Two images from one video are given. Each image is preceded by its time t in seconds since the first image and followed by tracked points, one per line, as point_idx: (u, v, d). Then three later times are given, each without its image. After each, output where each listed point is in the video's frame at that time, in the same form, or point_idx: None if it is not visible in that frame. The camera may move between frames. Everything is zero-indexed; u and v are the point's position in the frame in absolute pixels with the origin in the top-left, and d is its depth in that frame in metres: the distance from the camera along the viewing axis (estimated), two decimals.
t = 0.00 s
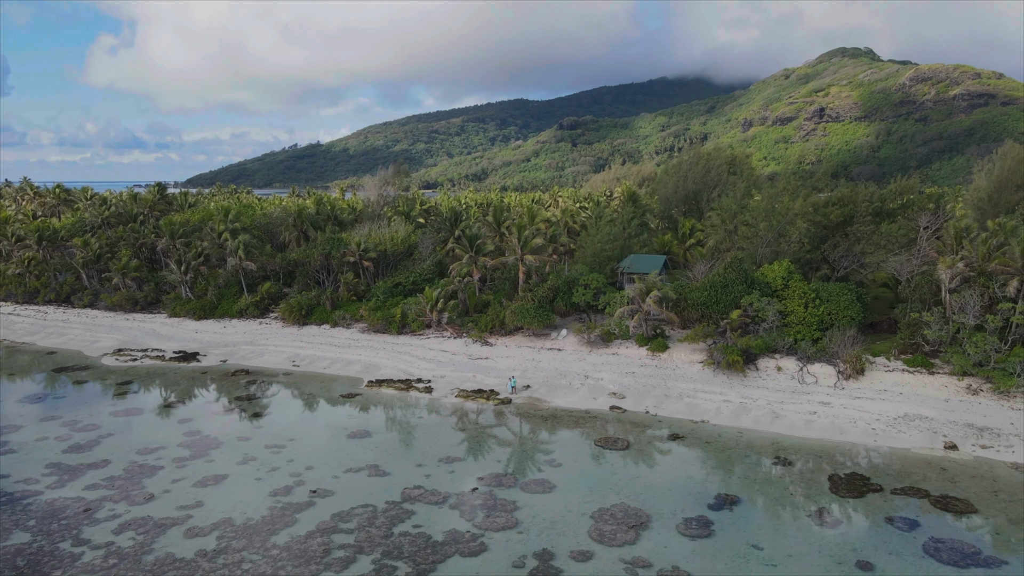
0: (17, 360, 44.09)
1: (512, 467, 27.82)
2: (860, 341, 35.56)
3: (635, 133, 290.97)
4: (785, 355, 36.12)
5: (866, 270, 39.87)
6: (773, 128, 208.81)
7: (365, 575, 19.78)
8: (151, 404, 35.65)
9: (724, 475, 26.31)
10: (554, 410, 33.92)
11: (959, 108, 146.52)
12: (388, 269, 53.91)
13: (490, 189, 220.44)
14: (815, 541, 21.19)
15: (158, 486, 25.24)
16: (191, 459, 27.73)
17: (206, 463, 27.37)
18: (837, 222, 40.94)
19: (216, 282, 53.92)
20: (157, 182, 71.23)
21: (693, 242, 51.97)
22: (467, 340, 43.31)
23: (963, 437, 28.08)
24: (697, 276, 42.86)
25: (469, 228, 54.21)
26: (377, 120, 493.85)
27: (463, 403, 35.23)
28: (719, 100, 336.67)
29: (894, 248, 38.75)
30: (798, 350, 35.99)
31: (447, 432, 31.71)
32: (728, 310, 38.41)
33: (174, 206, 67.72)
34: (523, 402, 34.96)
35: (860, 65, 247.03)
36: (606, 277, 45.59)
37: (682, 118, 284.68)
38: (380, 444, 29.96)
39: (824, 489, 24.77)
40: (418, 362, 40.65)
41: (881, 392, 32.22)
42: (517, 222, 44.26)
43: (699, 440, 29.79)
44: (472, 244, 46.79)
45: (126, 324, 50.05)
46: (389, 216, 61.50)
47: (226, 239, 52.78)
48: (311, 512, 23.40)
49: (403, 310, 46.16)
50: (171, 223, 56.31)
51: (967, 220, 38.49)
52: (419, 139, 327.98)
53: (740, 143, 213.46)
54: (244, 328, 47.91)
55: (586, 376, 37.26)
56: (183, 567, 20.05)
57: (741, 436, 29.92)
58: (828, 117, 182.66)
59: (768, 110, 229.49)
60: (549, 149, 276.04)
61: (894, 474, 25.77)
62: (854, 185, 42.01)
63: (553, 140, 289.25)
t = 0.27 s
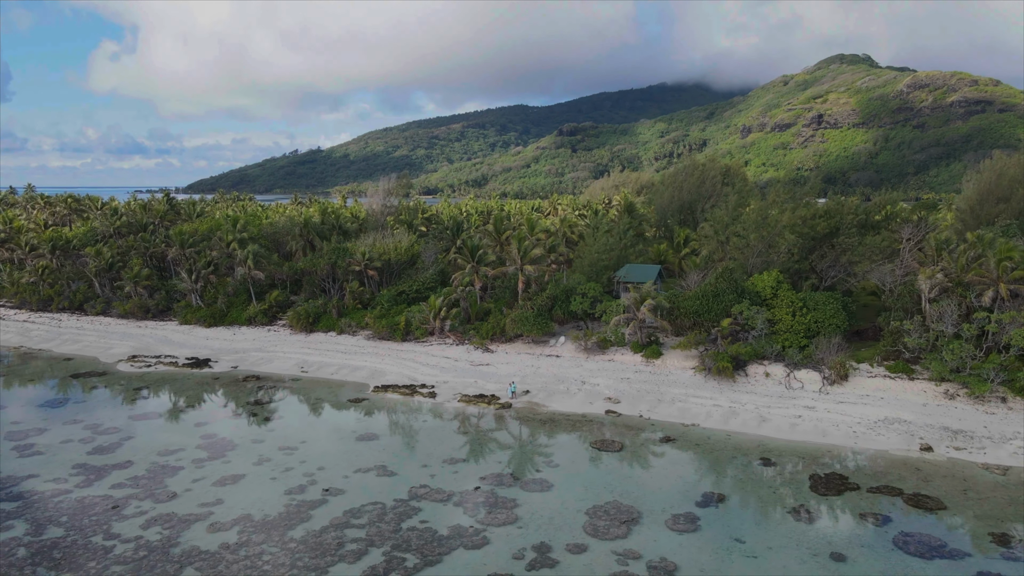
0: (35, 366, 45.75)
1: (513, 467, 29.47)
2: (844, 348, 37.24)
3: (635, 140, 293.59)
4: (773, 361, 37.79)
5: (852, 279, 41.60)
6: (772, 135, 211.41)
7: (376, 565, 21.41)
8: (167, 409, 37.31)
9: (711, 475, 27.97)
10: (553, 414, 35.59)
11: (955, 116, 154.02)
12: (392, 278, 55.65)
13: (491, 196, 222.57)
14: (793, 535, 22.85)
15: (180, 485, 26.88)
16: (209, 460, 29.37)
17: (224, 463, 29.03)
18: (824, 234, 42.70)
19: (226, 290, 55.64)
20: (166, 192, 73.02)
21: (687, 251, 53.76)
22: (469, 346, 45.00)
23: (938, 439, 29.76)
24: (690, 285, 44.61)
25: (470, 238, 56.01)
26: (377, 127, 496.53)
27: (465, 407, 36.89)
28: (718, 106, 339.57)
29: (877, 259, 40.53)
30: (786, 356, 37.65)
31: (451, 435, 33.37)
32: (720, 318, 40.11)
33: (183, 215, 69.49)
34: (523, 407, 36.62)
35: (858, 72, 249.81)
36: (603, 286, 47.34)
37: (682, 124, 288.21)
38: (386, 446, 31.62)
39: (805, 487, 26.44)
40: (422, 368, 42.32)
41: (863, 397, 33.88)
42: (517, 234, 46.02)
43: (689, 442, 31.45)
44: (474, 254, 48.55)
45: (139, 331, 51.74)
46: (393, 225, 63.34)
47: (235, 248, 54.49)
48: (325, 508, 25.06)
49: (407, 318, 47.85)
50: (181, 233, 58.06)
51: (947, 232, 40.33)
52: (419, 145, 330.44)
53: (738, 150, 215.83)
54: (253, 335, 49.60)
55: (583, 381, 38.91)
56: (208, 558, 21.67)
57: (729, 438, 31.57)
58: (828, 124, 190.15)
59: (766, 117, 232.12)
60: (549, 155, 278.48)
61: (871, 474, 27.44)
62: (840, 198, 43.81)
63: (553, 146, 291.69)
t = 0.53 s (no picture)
0: (52, 366, 47.44)
1: (512, 463, 31.15)
2: (830, 349, 38.89)
3: (635, 140, 295.31)
4: (762, 361, 39.43)
5: (839, 283, 43.23)
6: (771, 136, 213.12)
7: (385, 552, 23.08)
8: (181, 408, 38.97)
9: (699, 470, 29.65)
10: (550, 412, 37.28)
11: (954, 116, 156.48)
12: (395, 280, 57.28)
13: (491, 196, 224.21)
14: (772, 524, 24.55)
15: (199, 479, 28.56)
16: (225, 456, 31.05)
17: (239, 459, 30.70)
18: (811, 239, 44.38)
19: (233, 292, 57.30)
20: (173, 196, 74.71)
21: (682, 255, 55.45)
22: (469, 348, 46.62)
23: (914, 435, 31.44)
24: (683, 288, 46.28)
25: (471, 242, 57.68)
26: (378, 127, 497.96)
27: (467, 406, 38.58)
28: (717, 106, 341.02)
29: (862, 264, 42.21)
30: (774, 357, 39.27)
31: (453, 433, 35.04)
32: (711, 320, 41.77)
33: (190, 219, 71.16)
34: (522, 405, 38.31)
35: (857, 72, 251.39)
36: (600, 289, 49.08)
37: (682, 125, 290.22)
38: (392, 443, 33.31)
39: (786, 481, 28.13)
40: (425, 369, 43.98)
41: (846, 396, 35.55)
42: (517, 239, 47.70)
43: (679, 439, 33.12)
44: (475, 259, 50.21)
45: (150, 333, 53.43)
46: (395, 229, 65.01)
47: (242, 252, 56.15)
48: (335, 500, 26.76)
49: (410, 320, 49.53)
50: (190, 237, 59.72)
51: (929, 237, 41.99)
52: (420, 145, 332.14)
53: (737, 150, 217.40)
54: (262, 336, 51.30)
55: (579, 381, 40.58)
56: (229, 545, 23.35)
57: (717, 435, 33.25)
58: (826, 125, 192.73)
59: (765, 117, 233.85)
60: (549, 156, 280.08)
61: (849, 468, 29.12)
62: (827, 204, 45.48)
63: (553, 146, 293.35)
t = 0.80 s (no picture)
0: (67, 364, 49.11)
1: (510, 456, 32.87)
2: (815, 348, 40.57)
3: (634, 138, 296.59)
4: (750, 360, 41.12)
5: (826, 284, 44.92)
6: (770, 133, 214.51)
7: (392, 537, 24.79)
8: (194, 405, 40.68)
9: (688, 463, 31.38)
10: (548, 408, 39.00)
11: (951, 115, 157.68)
12: (397, 281, 58.91)
13: (492, 194, 225.67)
14: (753, 512, 26.28)
15: (215, 470, 30.27)
16: (239, 450, 32.75)
17: (252, 452, 32.41)
18: (800, 242, 46.04)
19: (241, 292, 58.96)
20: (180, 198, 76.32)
21: (677, 256, 57.12)
22: (470, 346, 48.27)
23: (892, 430, 33.15)
24: (677, 289, 47.95)
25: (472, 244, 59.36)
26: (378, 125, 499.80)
27: (467, 402, 40.31)
28: (717, 104, 342.49)
29: (848, 266, 43.90)
30: (762, 356, 40.93)
31: (455, 428, 36.77)
32: (702, 320, 43.44)
33: (197, 220, 72.77)
34: (520, 402, 40.04)
35: (857, 70, 252.65)
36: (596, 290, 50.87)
37: (681, 123, 291.50)
38: (397, 437, 35.03)
39: (769, 473, 29.86)
40: (428, 367, 45.70)
41: (829, 392, 37.25)
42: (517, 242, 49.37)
43: (670, 434, 34.85)
44: (476, 260, 51.88)
45: (161, 331, 55.11)
46: (398, 231, 66.72)
47: (249, 253, 57.78)
48: (345, 490, 28.48)
49: (413, 319, 51.22)
50: (198, 238, 61.34)
51: (912, 240, 43.78)
52: (420, 143, 333.45)
53: (735, 149, 218.88)
54: (269, 335, 53.00)
55: (576, 378, 42.31)
56: (246, 531, 25.02)
57: (706, 430, 34.99)
58: (827, 123, 191.60)
59: (764, 116, 235.12)
60: (549, 153, 281.35)
61: (829, 461, 30.84)
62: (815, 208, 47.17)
63: (553, 144, 294.60)
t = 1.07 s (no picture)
0: (82, 362, 50.84)
1: (509, 449, 34.56)
2: (803, 347, 42.23)
3: (634, 136, 297.88)
4: (740, 358, 42.79)
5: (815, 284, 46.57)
6: (769, 132, 215.89)
7: (399, 525, 26.48)
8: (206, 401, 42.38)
9: (678, 456, 33.07)
10: (546, 404, 40.68)
11: (948, 114, 158.90)
12: (400, 281, 60.56)
13: (492, 192, 227.30)
14: (738, 502, 27.97)
15: (230, 463, 31.98)
16: (251, 444, 34.45)
17: (264, 446, 34.11)
18: (789, 244, 47.69)
19: (248, 292, 60.62)
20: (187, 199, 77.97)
21: (672, 256, 58.75)
22: (471, 345, 49.92)
23: (873, 425, 34.83)
24: (671, 289, 49.61)
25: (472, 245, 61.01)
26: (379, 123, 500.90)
27: (469, 399, 42.00)
28: (717, 102, 343.76)
29: (836, 267, 45.55)
30: (752, 354, 42.60)
31: (457, 423, 38.46)
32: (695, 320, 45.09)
33: (204, 220, 74.40)
34: (520, 398, 41.72)
35: (856, 67, 253.86)
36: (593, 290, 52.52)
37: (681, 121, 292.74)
38: (402, 432, 36.72)
39: (754, 465, 31.55)
40: (430, 364, 47.38)
41: (815, 389, 38.92)
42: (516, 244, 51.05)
43: (662, 429, 36.53)
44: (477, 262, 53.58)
45: (171, 330, 56.81)
46: (400, 232, 68.36)
47: (256, 254, 59.44)
48: (353, 481, 30.17)
49: (416, 319, 52.90)
50: (206, 239, 62.98)
51: (897, 243, 45.43)
52: (421, 141, 334.82)
53: (734, 147, 220.33)
54: (276, 334, 54.70)
55: (573, 375, 43.99)
56: (262, 519, 26.72)
57: (696, 425, 36.68)
58: (825, 121, 193.39)
59: (763, 114, 236.43)
60: (549, 151, 282.71)
61: (812, 454, 32.52)
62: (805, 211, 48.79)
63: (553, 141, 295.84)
